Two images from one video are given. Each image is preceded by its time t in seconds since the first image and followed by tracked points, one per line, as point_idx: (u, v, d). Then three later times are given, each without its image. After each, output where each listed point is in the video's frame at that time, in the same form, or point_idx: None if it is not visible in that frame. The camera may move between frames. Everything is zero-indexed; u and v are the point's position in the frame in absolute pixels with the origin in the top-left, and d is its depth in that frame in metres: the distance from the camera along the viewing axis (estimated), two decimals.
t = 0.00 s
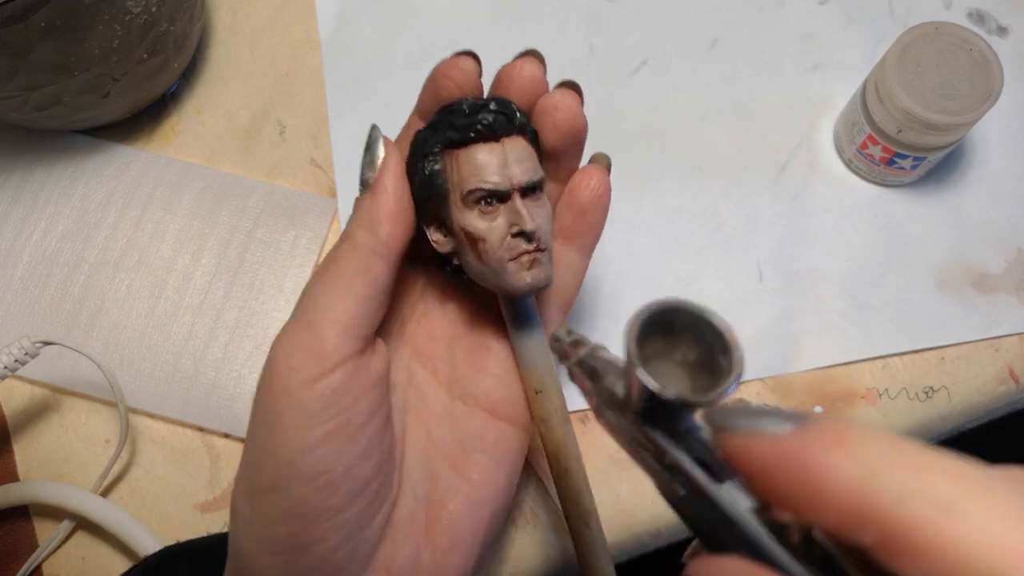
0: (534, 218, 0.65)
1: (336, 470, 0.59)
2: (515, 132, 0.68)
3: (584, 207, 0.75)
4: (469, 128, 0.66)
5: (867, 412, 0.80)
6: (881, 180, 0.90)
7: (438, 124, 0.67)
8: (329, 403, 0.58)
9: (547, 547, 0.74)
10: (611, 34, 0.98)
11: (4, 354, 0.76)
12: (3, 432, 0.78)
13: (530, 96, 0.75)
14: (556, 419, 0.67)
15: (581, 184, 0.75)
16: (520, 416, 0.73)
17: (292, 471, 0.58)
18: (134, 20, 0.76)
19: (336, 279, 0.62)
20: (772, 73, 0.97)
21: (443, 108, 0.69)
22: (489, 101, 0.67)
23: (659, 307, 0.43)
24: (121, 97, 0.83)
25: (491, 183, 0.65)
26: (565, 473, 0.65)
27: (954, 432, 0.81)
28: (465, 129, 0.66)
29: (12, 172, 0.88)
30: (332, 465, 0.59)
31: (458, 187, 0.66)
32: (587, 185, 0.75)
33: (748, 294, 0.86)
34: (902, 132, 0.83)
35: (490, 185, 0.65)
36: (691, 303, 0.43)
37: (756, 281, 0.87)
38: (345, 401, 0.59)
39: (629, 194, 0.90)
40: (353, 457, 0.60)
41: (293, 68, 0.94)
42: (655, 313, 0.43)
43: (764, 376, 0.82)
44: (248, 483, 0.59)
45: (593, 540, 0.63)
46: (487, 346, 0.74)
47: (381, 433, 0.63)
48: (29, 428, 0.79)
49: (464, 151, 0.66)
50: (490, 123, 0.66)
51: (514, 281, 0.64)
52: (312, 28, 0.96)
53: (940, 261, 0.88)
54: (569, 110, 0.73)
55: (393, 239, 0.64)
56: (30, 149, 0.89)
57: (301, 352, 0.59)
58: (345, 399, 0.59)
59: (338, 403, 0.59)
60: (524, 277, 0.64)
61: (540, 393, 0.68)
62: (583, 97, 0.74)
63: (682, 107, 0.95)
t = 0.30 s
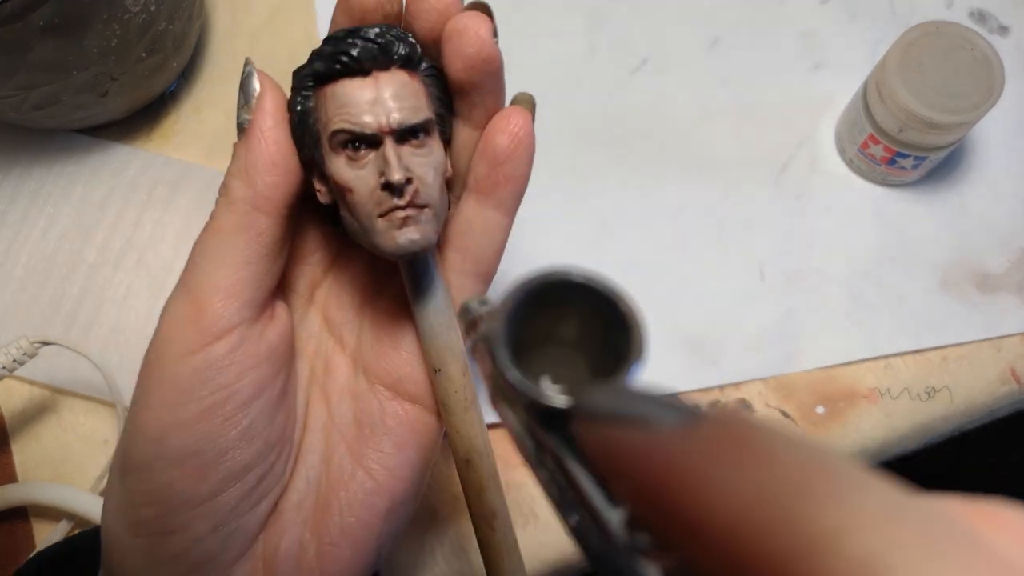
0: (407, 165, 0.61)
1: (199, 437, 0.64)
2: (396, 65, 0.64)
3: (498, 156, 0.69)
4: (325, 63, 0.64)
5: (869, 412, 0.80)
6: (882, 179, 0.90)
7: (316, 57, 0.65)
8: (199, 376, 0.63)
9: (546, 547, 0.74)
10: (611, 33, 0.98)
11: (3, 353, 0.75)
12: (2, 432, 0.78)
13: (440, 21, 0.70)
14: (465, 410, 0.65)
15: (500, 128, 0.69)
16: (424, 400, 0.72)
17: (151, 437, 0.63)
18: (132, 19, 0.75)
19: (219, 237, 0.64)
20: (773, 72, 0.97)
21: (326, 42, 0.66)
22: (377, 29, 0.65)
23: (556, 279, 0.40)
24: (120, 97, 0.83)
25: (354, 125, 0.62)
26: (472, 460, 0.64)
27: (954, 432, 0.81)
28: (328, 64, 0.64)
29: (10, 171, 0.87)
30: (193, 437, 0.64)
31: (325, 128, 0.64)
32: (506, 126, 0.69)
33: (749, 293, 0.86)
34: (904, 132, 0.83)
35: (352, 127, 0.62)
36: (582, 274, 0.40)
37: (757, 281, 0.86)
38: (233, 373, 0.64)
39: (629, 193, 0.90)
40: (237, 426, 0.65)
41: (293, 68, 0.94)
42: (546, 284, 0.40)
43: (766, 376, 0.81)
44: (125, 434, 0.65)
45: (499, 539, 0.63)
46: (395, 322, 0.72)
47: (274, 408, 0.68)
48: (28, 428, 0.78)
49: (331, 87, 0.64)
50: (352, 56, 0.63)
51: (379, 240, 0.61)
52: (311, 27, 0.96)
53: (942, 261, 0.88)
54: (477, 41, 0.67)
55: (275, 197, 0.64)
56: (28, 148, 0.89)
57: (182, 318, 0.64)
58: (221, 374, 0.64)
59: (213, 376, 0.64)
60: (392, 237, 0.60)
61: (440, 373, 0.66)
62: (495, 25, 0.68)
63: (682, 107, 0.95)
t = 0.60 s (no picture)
0: (463, 286, 0.60)
1: (161, 536, 0.61)
2: (457, 183, 0.65)
3: (527, 281, 0.68)
4: (389, 172, 0.63)
5: (870, 413, 0.79)
6: (884, 179, 0.90)
7: (372, 165, 0.64)
8: (173, 481, 0.61)
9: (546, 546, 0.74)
10: (611, 33, 0.98)
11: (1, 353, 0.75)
12: None
13: (479, 136, 0.70)
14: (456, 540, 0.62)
15: (534, 253, 0.69)
16: (410, 526, 0.69)
17: (110, 527, 0.61)
18: (131, 18, 0.75)
19: (217, 337, 0.61)
20: (774, 72, 0.97)
21: (382, 149, 0.65)
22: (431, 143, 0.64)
23: (621, 432, 0.42)
24: (119, 96, 0.83)
25: (413, 237, 0.61)
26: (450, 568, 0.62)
27: (956, 434, 0.80)
28: (391, 174, 0.63)
29: (9, 170, 0.87)
30: (155, 535, 0.61)
31: (375, 233, 0.62)
32: (536, 248, 0.69)
33: (749, 294, 0.86)
34: (905, 131, 0.82)
35: (411, 239, 0.61)
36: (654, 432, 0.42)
37: (757, 281, 0.86)
38: (205, 482, 0.61)
39: (630, 193, 0.90)
40: (202, 532, 0.62)
41: (292, 67, 0.94)
42: (608, 436, 0.42)
43: (766, 377, 0.81)
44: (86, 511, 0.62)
45: None
46: (394, 441, 0.69)
47: (246, 516, 0.65)
48: (26, 429, 0.78)
49: (390, 196, 0.63)
50: (421, 168, 0.62)
51: (426, 355, 0.58)
52: (311, 26, 0.96)
53: (943, 261, 0.87)
54: (523, 159, 0.67)
55: (280, 306, 0.61)
56: (27, 148, 0.89)
57: (164, 415, 0.61)
58: (197, 482, 0.61)
59: (187, 483, 0.61)
60: (441, 355, 0.58)
61: (445, 509, 0.63)
62: (542, 145, 0.68)
63: (683, 107, 0.94)
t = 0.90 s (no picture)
0: (472, 275, 0.61)
1: (175, 548, 0.61)
2: (457, 170, 0.65)
3: (519, 261, 0.70)
4: (390, 165, 0.62)
5: (870, 412, 0.79)
6: (884, 179, 0.90)
7: (369, 156, 0.63)
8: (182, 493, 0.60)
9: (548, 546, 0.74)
10: (611, 33, 0.98)
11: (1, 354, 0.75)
12: None
13: (465, 120, 0.70)
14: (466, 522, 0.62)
15: (521, 233, 0.71)
16: (411, 508, 0.69)
17: (120, 543, 0.60)
18: (131, 17, 0.75)
19: (213, 342, 0.59)
20: (774, 71, 0.97)
21: (376, 138, 0.65)
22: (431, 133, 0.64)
23: (574, 388, 0.46)
24: (119, 96, 0.83)
25: (422, 231, 0.60)
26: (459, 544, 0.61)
27: (956, 434, 0.80)
28: (393, 167, 0.62)
29: (9, 170, 0.87)
30: (167, 547, 0.61)
31: (379, 227, 0.61)
32: (528, 229, 0.71)
33: (750, 294, 0.86)
34: (905, 131, 0.82)
35: (421, 232, 0.60)
36: (600, 382, 0.46)
37: (757, 281, 0.86)
38: (214, 493, 0.61)
39: (630, 194, 0.90)
40: (214, 543, 0.62)
41: (291, 67, 0.94)
42: (561, 391, 0.46)
43: (766, 377, 0.81)
44: (89, 530, 0.61)
45: None
46: (391, 425, 0.70)
47: (255, 521, 0.65)
48: (26, 429, 0.78)
49: (393, 189, 0.62)
50: (425, 160, 0.62)
51: (439, 348, 0.59)
52: (310, 26, 0.96)
53: (943, 261, 0.87)
54: (514, 142, 0.68)
55: (279, 306, 0.60)
56: (28, 148, 0.89)
57: (165, 427, 0.60)
58: (206, 493, 0.60)
59: (196, 493, 0.60)
60: (454, 346, 0.59)
61: (454, 488, 0.63)
62: (530, 128, 0.70)
63: (683, 107, 0.94)
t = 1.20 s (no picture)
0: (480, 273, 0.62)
1: (175, 557, 0.61)
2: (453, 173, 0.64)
3: (503, 257, 0.71)
4: (398, 169, 0.61)
5: (870, 413, 0.79)
6: (884, 179, 0.90)
7: (373, 159, 0.62)
8: (180, 506, 0.60)
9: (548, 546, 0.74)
10: (611, 33, 0.98)
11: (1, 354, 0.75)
12: None
13: (445, 120, 0.70)
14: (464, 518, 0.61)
15: (502, 230, 0.71)
16: (406, 505, 0.69)
17: (119, 553, 0.60)
18: (131, 17, 0.75)
19: (208, 356, 0.59)
20: (774, 72, 0.97)
21: (374, 141, 0.63)
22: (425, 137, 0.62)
23: (561, 367, 0.46)
24: (119, 96, 0.83)
25: (437, 232, 0.60)
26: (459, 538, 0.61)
27: (956, 434, 0.80)
28: (401, 170, 0.61)
29: (9, 171, 0.87)
30: (166, 557, 0.61)
31: (390, 230, 0.60)
32: (514, 227, 0.71)
33: (750, 294, 0.86)
34: (905, 131, 0.82)
35: (435, 234, 0.60)
36: (585, 364, 0.46)
37: (757, 280, 0.86)
38: (215, 504, 0.61)
39: (630, 194, 0.90)
40: (214, 553, 0.62)
41: (291, 66, 0.94)
42: (548, 372, 0.46)
43: (766, 377, 0.81)
44: (83, 541, 0.61)
45: None
46: (382, 422, 0.70)
47: (252, 531, 0.65)
48: (26, 429, 0.78)
49: (401, 192, 0.61)
50: (434, 164, 0.61)
51: (453, 348, 0.59)
52: (310, 26, 0.96)
53: (943, 261, 0.87)
54: (495, 141, 0.69)
55: (276, 318, 0.59)
56: (28, 148, 0.89)
57: (161, 441, 0.59)
58: (207, 506, 0.61)
59: (195, 506, 0.60)
60: (468, 344, 0.60)
61: (454, 482, 0.62)
62: (510, 129, 0.71)
63: (683, 107, 0.94)
